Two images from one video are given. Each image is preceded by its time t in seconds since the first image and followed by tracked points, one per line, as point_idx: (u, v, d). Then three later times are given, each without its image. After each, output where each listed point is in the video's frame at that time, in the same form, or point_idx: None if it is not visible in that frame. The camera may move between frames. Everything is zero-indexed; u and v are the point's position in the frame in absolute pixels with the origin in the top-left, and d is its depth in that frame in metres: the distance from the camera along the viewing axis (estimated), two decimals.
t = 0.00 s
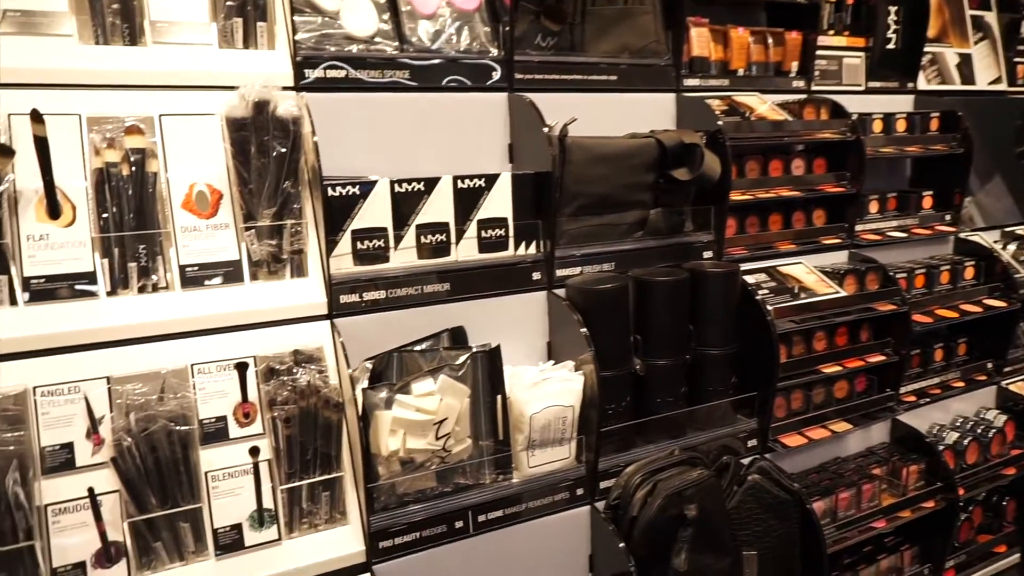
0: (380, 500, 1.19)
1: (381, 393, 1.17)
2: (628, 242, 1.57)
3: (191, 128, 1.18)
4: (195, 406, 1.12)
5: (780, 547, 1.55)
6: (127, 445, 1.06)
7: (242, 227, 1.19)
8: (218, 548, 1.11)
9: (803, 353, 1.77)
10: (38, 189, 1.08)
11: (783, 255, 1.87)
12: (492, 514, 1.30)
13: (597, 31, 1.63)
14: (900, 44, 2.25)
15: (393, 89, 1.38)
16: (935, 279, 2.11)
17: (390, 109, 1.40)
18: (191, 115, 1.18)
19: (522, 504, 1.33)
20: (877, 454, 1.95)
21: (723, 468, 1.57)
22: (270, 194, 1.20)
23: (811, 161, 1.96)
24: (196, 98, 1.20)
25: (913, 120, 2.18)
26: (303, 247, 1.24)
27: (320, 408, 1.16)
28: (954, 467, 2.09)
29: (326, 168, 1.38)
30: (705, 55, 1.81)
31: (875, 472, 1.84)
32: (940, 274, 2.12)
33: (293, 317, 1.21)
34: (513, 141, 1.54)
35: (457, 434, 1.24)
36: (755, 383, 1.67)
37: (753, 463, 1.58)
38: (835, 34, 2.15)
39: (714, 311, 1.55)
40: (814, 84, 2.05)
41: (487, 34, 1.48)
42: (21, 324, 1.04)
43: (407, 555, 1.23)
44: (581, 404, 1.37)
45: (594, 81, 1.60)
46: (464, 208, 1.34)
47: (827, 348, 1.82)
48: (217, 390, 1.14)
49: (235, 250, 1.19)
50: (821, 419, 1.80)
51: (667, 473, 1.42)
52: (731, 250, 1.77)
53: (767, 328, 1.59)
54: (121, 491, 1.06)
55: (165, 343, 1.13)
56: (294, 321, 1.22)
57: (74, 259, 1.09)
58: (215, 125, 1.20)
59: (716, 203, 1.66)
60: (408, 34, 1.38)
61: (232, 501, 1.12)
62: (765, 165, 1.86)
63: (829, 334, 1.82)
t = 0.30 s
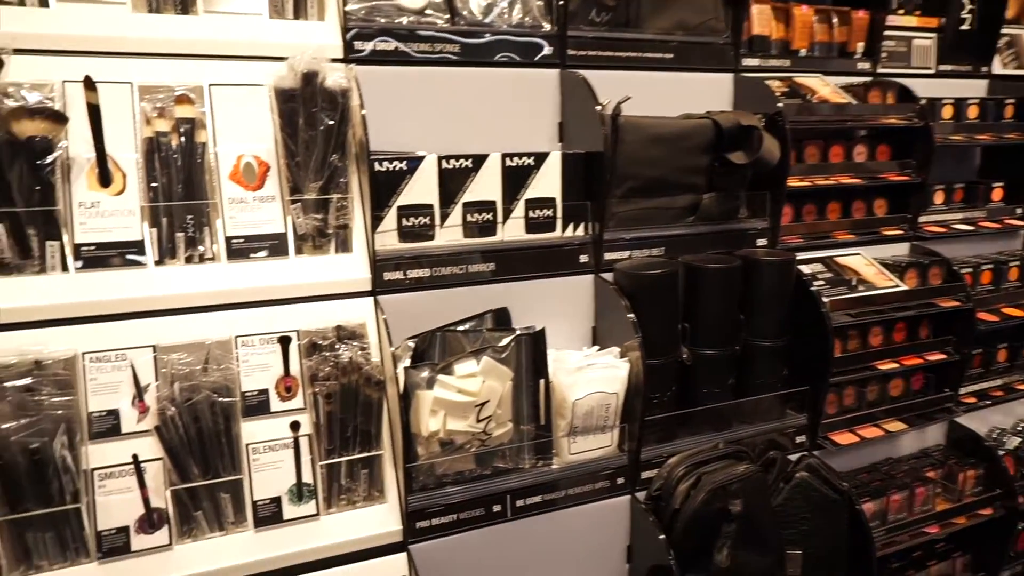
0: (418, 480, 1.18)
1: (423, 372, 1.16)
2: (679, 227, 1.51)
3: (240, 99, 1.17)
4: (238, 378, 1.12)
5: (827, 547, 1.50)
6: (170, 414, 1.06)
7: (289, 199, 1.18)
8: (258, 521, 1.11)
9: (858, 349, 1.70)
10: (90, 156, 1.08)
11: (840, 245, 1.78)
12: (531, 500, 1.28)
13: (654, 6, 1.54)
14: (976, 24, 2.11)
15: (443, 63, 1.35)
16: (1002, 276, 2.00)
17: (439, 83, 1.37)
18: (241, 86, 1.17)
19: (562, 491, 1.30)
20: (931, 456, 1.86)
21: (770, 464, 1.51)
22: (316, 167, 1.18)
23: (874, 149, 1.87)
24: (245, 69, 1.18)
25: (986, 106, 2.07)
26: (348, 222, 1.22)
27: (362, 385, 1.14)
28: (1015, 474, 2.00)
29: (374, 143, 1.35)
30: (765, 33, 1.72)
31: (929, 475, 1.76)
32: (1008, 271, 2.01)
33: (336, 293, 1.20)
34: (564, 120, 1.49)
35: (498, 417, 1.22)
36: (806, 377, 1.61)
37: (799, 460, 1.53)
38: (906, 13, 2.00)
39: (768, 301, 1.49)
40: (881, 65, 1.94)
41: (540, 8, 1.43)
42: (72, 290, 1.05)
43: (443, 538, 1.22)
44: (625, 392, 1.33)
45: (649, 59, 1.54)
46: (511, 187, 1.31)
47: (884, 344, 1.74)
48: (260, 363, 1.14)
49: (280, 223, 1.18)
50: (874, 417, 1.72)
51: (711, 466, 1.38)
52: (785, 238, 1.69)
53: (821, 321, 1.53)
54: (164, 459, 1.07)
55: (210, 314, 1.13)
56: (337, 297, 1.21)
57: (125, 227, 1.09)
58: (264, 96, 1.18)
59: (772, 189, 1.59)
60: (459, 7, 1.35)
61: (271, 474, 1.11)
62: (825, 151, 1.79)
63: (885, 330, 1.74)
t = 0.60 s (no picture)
0: (459, 473, 1.15)
1: (467, 363, 1.13)
2: (734, 220, 1.45)
3: (288, 80, 1.15)
4: (281, 364, 1.11)
5: (884, 561, 1.41)
6: (213, 398, 1.05)
7: (335, 183, 1.16)
8: (297, 508, 1.10)
9: (924, 353, 1.60)
10: (141, 136, 1.08)
11: (906, 243, 1.69)
12: (573, 497, 1.24)
13: None
14: None
15: (493, 46, 1.31)
16: None
17: (490, 66, 1.33)
18: (289, 67, 1.16)
19: (604, 489, 1.26)
20: (997, 469, 1.76)
21: (824, 470, 1.44)
22: (364, 151, 1.16)
23: (949, 141, 1.76)
24: (293, 48, 1.17)
25: None
26: (394, 208, 1.19)
27: (405, 374, 1.12)
28: None
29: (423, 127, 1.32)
30: (833, 16, 1.62)
31: (995, 488, 1.66)
32: None
33: (382, 279, 1.18)
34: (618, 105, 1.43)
35: (542, 412, 1.18)
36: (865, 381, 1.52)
37: (855, 467, 1.44)
38: None
39: (828, 300, 1.42)
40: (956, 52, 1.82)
41: None
42: (120, 271, 1.05)
43: (482, 532, 1.20)
44: (675, 390, 1.28)
45: (708, 43, 1.47)
46: (562, 175, 1.27)
47: (951, 348, 1.64)
48: (303, 349, 1.12)
49: (327, 207, 1.16)
50: (937, 425, 1.63)
51: (763, 471, 1.31)
52: (848, 233, 1.61)
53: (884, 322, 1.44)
54: (206, 442, 1.06)
55: (254, 298, 1.12)
56: (384, 284, 1.19)
57: (173, 208, 1.08)
58: (313, 77, 1.17)
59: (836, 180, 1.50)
60: None
61: (312, 461, 1.11)
62: (893, 144, 1.69)
63: (953, 334, 1.63)
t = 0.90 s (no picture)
0: (496, 471, 1.12)
1: (509, 360, 1.09)
2: (795, 217, 1.36)
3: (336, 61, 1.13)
4: (320, 353, 1.09)
5: None
6: (251, 385, 1.03)
7: (380, 169, 1.12)
8: (332, 499, 1.08)
9: (993, 366, 1.50)
10: (187, 116, 1.07)
11: (979, 247, 1.59)
12: (614, 501, 1.20)
13: None
14: None
15: (545, 29, 1.27)
16: None
17: (542, 51, 1.28)
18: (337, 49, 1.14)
19: (647, 494, 1.21)
20: None
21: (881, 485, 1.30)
22: (410, 136, 1.12)
23: None
24: (340, 30, 1.15)
25: None
26: (440, 197, 1.16)
27: (444, 369, 1.09)
28: None
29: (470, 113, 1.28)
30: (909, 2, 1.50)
31: None
32: None
33: (426, 269, 1.14)
34: (674, 94, 1.36)
35: (584, 413, 1.14)
36: (929, 393, 1.42)
37: (915, 483, 1.34)
38: None
39: (895, 305, 1.32)
40: None
41: None
42: (163, 253, 1.04)
43: (519, 532, 1.16)
44: (725, 395, 1.21)
45: (773, 28, 1.38)
46: (614, 166, 1.21)
47: None
48: (343, 338, 1.10)
49: (371, 193, 1.13)
50: (1005, 441, 1.53)
51: (817, 484, 1.23)
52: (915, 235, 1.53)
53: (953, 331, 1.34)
54: (241, 429, 1.05)
55: (294, 284, 1.10)
56: (427, 274, 1.15)
57: (216, 190, 1.07)
58: (361, 60, 1.15)
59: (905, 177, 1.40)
60: None
61: (348, 452, 1.08)
62: (969, 140, 1.54)
63: None
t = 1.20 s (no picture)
0: (530, 471, 1.09)
1: (547, 358, 1.05)
2: (854, 217, 1.29)
3: (379, 47, 1.11)
4: (354, 346, 1.07)
5: None
6: (284, 376, 1.02)
7: (420, 158, 1.09)
8: (363, 494, 1.06)
9: None
10: (227, 100, 1.06)
11: None
12: (652, 507, 1.15)
13: None
14: None
15: (592, 16, 1.23)
16: None
17: (590, 38, 1.24)
18: (379, 34, 1.11)
19: (686, 501, 1.17)
20: None
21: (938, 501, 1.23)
22: (451, 125, 1.09)
23: None
24: (383, 13, 1.13)
25: None
26: (480, 187, 1.12)
27: (480, 365, 1.05)
28: None
29: (514, 102, 1.25)
30: None
31: None
32: None
33: (464, 261, 1.11)
34: (727, 84, 1.30)
35: (624, 415, 1.10)
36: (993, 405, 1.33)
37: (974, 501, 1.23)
38: None
39: (960, 312, 1.24)
40: None
41: None
42: (199, 239, 1.03)
43: (553, 535, 1.13)
44: (773, 401, 1.16)
45: (835, 15, 1.32)
46: (662, 158, 1.15)
47: None
48: (377, 330, 1.08)
49: (410, 182, 1.10)
50: None
51: (867, 498, 1.17)
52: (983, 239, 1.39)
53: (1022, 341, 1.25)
54: (275, 419, 1.04)
55: (330, 274, 1.08)
56: (465, 267, 1.12)
57: (255, 177, 1.05)
58: (403, 44, 1.12)
59: (975, 177, 1.30)
60: None
61: (381, 446, 1.06)
62: None
63: None
